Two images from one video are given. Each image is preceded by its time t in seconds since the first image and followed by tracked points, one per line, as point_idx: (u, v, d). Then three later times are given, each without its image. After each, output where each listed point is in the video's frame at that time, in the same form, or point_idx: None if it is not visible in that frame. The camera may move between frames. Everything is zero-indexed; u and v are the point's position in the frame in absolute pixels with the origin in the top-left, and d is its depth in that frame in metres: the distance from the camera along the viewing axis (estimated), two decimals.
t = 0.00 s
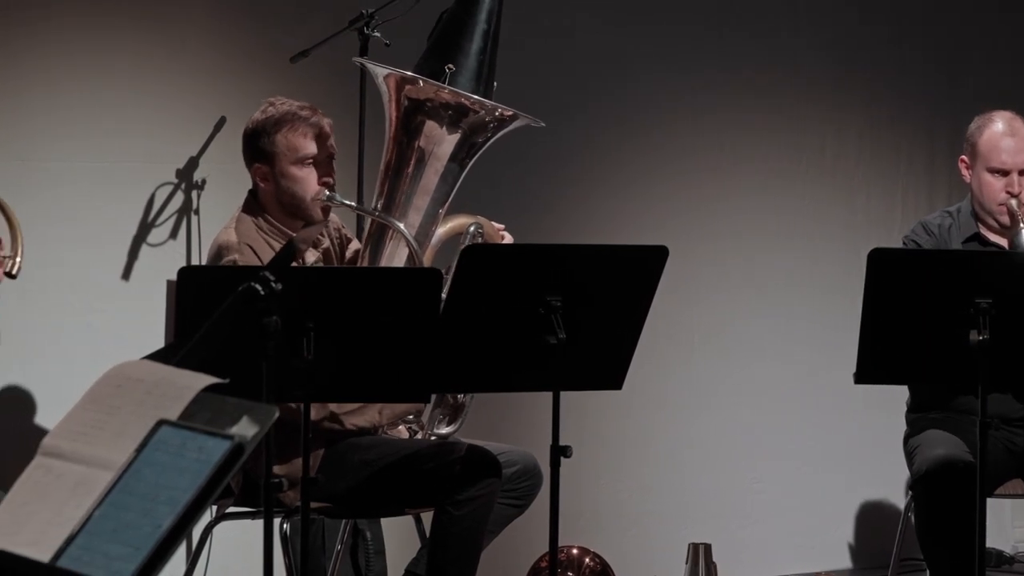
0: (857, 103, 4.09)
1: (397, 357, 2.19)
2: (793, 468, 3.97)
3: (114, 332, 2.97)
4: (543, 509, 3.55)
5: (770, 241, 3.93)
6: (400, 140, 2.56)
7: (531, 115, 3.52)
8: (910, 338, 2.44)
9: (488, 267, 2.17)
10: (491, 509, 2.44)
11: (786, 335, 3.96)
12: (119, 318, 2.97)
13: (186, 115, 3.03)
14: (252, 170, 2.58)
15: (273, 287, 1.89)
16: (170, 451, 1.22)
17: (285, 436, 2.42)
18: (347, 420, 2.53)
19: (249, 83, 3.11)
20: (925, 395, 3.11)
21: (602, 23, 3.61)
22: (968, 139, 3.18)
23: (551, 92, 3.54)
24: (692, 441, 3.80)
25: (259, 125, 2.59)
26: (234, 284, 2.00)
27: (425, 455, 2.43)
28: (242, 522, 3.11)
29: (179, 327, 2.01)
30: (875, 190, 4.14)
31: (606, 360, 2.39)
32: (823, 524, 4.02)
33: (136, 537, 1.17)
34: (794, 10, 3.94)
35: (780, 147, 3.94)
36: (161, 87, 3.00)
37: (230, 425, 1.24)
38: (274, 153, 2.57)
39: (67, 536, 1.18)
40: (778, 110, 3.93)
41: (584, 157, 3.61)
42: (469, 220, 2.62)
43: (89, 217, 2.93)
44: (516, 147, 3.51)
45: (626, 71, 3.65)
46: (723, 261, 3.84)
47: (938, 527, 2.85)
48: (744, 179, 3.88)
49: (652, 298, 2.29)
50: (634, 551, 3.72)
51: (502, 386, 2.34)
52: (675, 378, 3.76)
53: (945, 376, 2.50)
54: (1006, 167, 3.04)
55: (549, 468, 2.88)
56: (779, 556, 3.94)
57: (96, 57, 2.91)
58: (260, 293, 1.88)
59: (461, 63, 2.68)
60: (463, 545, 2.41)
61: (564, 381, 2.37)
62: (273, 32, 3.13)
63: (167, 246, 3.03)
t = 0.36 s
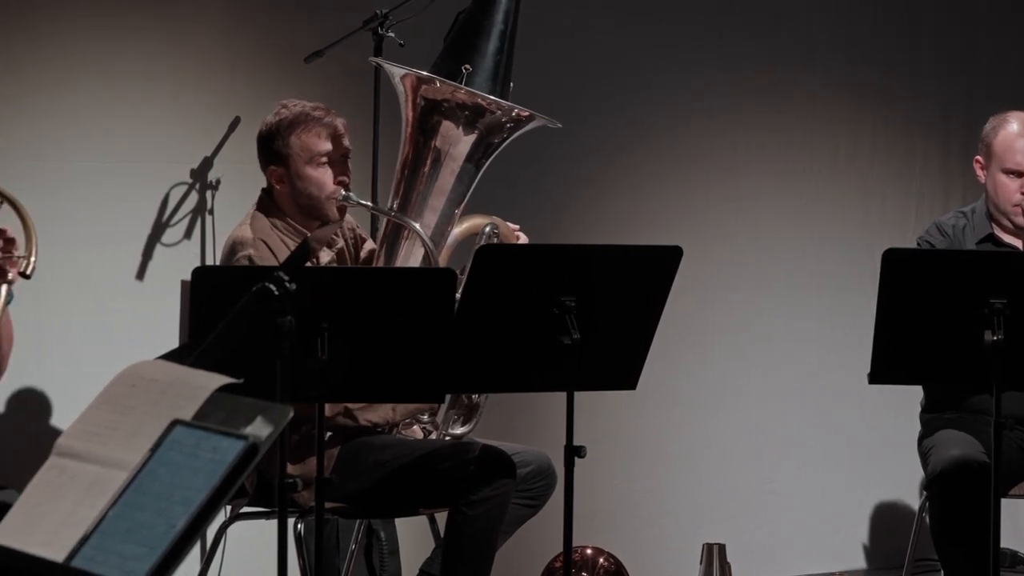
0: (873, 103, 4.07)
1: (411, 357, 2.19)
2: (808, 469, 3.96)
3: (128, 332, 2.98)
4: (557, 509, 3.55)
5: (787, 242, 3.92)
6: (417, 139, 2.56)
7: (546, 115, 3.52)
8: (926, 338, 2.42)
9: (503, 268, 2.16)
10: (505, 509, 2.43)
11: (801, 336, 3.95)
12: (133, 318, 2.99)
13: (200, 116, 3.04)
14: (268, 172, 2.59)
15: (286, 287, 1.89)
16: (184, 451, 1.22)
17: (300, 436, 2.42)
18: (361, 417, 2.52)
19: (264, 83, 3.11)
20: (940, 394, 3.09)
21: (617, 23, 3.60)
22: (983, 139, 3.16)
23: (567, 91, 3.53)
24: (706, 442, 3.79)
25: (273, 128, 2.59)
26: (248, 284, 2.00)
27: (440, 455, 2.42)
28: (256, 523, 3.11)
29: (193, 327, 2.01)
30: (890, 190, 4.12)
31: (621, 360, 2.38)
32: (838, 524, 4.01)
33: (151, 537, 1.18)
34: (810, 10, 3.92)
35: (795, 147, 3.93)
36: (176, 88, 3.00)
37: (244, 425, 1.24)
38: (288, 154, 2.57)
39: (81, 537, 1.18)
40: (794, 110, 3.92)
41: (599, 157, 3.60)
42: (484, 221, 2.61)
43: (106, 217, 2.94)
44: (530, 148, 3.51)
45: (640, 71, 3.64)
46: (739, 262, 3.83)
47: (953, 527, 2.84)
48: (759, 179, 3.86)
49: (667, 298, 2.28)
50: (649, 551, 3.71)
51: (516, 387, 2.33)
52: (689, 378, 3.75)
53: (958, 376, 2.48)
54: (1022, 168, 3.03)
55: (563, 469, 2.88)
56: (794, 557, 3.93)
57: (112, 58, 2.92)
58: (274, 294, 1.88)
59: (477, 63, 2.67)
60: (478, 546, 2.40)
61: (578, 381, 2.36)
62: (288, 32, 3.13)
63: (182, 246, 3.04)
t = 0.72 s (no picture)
0: (887, 103, 4.05)
1: (425, 356, 2.19)
2: (822, 469, 3.94)
3: (143, 331, 2.99)
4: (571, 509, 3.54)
5: (802, 241, 3.90)
6: (430, 139, 2.56)
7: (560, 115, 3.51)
8: (940, 338, 2.40)
9: (516, 267, 2.16)
10: (519, 509, 2.43)
11: (815, 336, 3.94)
12: (146, 319, 2.99)
13: (214, 116, 3.04)
14: (281, 172, 2.60)
15: (300, 287, 1.89)
16: (198, 451, 1.23)
17: (314, 436, 2.43)
18: (374, 418, 2.53)
19: (279, 83, 3.12)
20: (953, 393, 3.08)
21: (631, 23, 3.59)
22: (997, 139, 3.14)
23: (582, 92, 3.53)
24: (720, 442, 3.78)
25: (288, 127, 2.60)
26: (262, 283, 2.01)
27: (454, 455, 2.42)
28: (271, 522, 3.12)
29: (207, 327, 2.02)
30: (904, 191, 4.10)
31: (634, 361, 2.37)
32: (852, 525, 3.99)
33: (165, 536, 1.18)
34: (825, 9, 3.90)
35: (810, 147, 3.91)
36: (190, 88, 3.01)
37: (258, 425, 1.25)
38: (301, 155, 2.57)
39: (94, 537, 1.18)
40: (808, 109, 3.90)
41: (613, 157, 3.60)
42: (497, 221, 2.61)
43: (121, 217, 2.95)
44: (544, 148, 3.50)
45: (654, 70, 3.63)
46: (753, 262, 3.82)
47: (966, 527, 2.83)
48: (773, 178, 3.85)
49: (681, 299, 2.28)
50: (662, 551, 3.70)
51: (529, 387, 2.33)
52: (703, 378, 3.74)
53: (972, 377, 2.47)
54: None
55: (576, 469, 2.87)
56: (808, 558, 3.91)
57: (126, 59, 2.93)
58: (288, 294, 1.88)
59: (490, 64, 2.66)
60: (491, 545, 2.40)
61: (591, 381, 2.36)
62: (302, 33, 3.14)
63: (196, 246, 3.04)
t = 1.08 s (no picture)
0: (902, 102, 4.04)
1: (439, 356, 2.19)
2: (836, 470, 3.93)
3: (159, 331, 3.01)
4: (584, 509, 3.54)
5: (816, 240, 3.89)
6: (442, 140, 2.56)
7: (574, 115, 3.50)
8: (955, 338, 2.39)
9: (530, 268, 2.16)
10: (533, 508, 2.43)
11: (830, 335, 3.92)
12: (162, 319, 3.01)
13: (228, 116, 3.05)
14: (293, 175, 2.61)
15: (314, 287, 1.90)
16: (212, 451, 1.23)
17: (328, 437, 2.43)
18: (387, 417, 2.54)
19: (293, 83, 3.13)
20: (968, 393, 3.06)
21: (645, 22, 3.58)
22: (1012, 138, 3.11)
23: (596, 91, 3.52)
24: (734, 443, 3.77)
25: (300, 129, 2.60)
26: (276, 284, 2.01)
27: (468, 455, 2.42)
28: (285, 522, 3.12)
29: (221, 328, 2.02)
30: (919, 191, 4.09)
31: (648, 361, 2.37)
32: (867, 524, 3.98)
33: (179, 536, 1.18)
34: (840, 8, 3.89)
35: (824, 146, 3.90)
36: (204, 89, 3.01)
37: (272, 425, 1.26)
38: (313, 158, 2.58)
39: (109, 537, 1.19)
40: (823, 108, 3.89)
41: (627, 156, 3.59)
42: (510, 221, 2.61)
43: (135, 217, 2.96)
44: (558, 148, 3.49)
45: (669, 69, 3.62)
46: (766, 261, 3.80)
47: (981, 527, 2.81)
48: (788, 178, 3.84)
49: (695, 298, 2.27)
50: (677, 552, 3.69)
51: (543, 387, 2.33)
52: (717, 379, 3.73)
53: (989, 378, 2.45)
54: None
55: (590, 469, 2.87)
56: (823, 559, 3.90)
57: (142, 58, 2.94)
58: (302, 294, 1.88)
59: (502, 63, 2.67)
60: (506, 545, 2.40)
61: (606, 381, 2.35)
62: (316, 34, 3.14)
63: (210, 246, 3.06)
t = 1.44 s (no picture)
0: (916, 101, 4.03)
1: (453, 356, 2.19)
2: (851, 470, 3.92)
3: (174, 330, 3.02)
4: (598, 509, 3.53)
5: (830, 240, 3.88)
6: (455, 140, 2.55)
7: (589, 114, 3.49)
8: (970, 339, 2.37)
9: (545, 268, 2.15)
10: (547, 509, 2.42)
11: (845, 335, 3.91)
12: (177, 319, 3.02)
13: (243, 116, 3.06)
14: (308, 171, 2.60)
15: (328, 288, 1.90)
16: (227, 451, 1.23)
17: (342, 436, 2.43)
18: (401, 417, 2.54)
19: (307, 84, 3.13)
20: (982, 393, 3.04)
21: (660, 21, 3.57)
22: None
23: (611, 90, 3.51)
24: (749, 444, 3.75)
25: (316, 126, 2.60)
26: (291, 283, 2.01)
27: (483, 455, 2.42)
28: (299, 522, 3.13)
29: (236, 327, 2.02)
30: (933, 190, 4.08)
31: (662, 360, 2.36)
32: (882, 524, 3.96)
33: (193, 537, 1.19)
34: (855, 7, 3.88)
35: (839, 145, 3.88)
36: (219, 88, 3.02)
37: (286, 425, 1.26)
38: (329, 154, 2.58)
39: (123, 536, 1.19)
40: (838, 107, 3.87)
41: (641, 156, 3.58)
42: (524, 220, 2.61)
43: (151, 217, 2.96)
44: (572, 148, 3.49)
45: (683, 69, 3.61)
46: (780, 260, 3.79)
47: (995, 528, 2.79)
48: (803, 177, 3.82)
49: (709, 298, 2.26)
50: (691, 552, 3.67)
51: (557, 386, 2.32)
52: (731, 379, 3.72)
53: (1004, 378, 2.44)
54: None
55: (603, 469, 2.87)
56: (838, 559, 3.88)
57: (157, 58, 2.95)
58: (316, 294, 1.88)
59: (514, 63, 2.66)
60: (520, 546, 2.39)
61: (619, 381, 2.35)
62: (330, 34, 3.15)
63: (224, 246, 3.07)
